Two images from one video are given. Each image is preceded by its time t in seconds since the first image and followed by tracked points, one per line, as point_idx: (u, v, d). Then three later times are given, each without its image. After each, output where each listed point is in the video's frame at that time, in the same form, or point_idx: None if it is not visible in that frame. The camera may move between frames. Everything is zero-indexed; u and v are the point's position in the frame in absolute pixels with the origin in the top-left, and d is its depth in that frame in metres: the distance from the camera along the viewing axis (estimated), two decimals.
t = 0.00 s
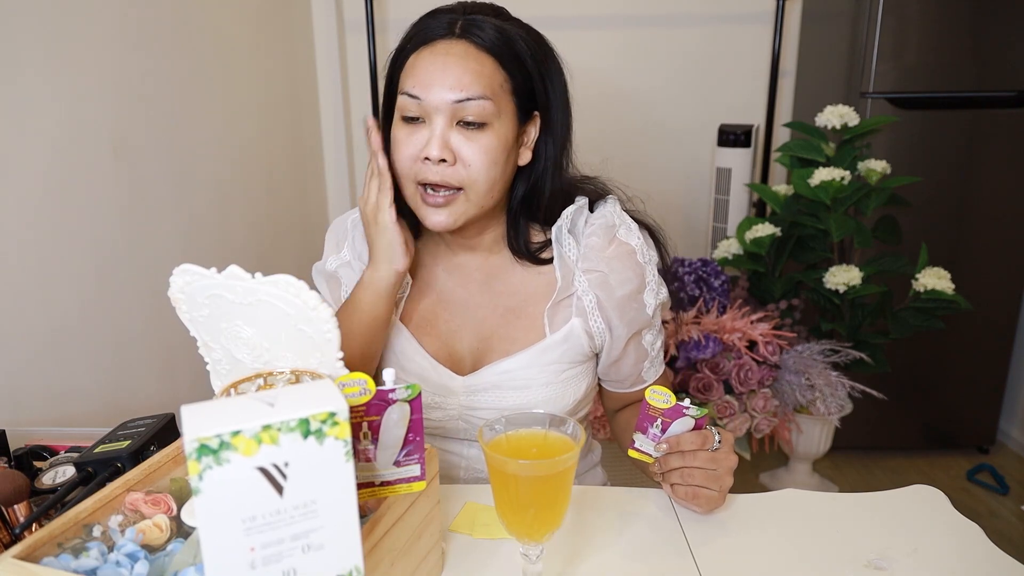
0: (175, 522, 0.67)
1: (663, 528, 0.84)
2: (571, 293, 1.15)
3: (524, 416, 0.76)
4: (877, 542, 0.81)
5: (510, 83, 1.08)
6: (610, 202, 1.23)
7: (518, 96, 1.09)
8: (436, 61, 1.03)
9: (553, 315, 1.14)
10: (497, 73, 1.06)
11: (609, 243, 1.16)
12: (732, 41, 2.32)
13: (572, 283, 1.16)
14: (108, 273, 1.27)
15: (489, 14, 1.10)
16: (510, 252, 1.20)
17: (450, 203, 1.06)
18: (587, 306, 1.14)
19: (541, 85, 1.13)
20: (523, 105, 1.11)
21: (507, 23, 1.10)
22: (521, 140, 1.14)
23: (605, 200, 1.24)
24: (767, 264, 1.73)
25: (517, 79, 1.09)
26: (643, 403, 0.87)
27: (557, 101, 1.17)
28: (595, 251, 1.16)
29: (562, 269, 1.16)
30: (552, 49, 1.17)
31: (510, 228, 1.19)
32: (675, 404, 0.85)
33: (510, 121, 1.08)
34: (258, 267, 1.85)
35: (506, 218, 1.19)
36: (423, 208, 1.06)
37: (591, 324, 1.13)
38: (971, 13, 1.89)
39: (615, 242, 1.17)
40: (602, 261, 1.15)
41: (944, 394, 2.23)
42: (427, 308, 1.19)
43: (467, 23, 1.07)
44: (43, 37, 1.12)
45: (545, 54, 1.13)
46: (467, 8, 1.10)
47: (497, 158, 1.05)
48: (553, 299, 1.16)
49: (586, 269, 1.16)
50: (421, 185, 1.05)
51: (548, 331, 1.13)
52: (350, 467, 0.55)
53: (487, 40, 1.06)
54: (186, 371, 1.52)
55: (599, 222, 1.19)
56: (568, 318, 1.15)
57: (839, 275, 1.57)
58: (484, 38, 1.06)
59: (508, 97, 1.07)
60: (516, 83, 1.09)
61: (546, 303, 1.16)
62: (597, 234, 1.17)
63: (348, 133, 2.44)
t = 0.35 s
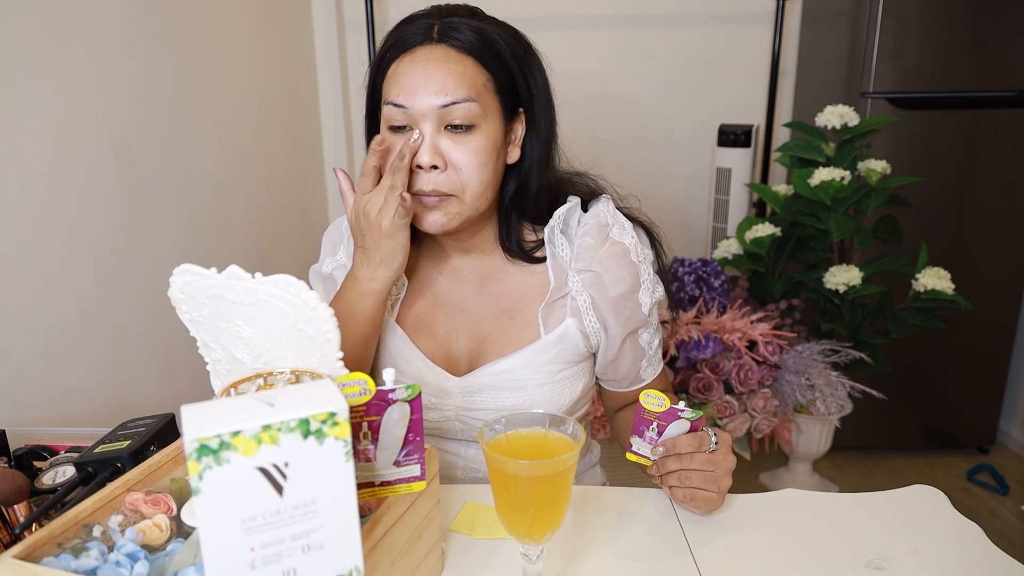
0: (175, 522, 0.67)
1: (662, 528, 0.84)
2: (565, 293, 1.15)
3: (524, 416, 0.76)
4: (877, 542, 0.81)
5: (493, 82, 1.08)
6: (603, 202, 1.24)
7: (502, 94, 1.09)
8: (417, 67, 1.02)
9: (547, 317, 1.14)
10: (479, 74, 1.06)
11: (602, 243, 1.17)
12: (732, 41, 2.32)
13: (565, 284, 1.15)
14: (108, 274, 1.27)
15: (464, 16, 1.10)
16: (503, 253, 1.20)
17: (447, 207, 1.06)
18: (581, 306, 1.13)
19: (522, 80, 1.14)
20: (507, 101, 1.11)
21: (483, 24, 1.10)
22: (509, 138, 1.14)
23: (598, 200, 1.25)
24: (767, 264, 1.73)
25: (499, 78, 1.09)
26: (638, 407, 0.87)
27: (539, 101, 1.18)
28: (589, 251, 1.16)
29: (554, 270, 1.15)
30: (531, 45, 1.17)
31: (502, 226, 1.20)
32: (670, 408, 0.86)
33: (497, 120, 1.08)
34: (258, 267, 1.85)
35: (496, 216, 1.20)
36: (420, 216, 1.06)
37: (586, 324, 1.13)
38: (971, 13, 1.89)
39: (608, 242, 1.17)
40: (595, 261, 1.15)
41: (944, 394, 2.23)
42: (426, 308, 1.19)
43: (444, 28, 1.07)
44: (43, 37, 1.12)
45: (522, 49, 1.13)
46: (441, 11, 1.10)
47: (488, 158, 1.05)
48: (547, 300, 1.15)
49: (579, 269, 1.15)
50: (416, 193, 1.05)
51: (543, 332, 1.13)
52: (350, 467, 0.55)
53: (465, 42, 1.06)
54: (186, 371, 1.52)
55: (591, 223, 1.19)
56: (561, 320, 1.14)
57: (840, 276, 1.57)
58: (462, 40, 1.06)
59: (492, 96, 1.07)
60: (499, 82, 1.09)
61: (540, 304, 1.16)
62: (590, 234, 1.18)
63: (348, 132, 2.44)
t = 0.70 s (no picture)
0: (175, 522, 0.67)
1: (662, 528, 0.84)
2: (560, 293, 1.16)
3: (523, 415, 0.76)
4: (877, 542, 0.81)
5: (493, 85, 1.08)
6: (597, 201, 1.23)
7: (502, 98, 1.10)
8: (419, 72, 1.02)
9: (543, 318, 1.15)
10: (480, 77, 1.06)
11: (597, 242, 1.17)
12: (732, 41, 2.32)
13: (561, 284, 1.17)
14: (108, 274, 1.27)
15: (462, 20, 1.10)
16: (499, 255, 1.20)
17: (451, 210, 1.06)
18: (577, 306, 1.14)
19: (520, 84, 1.13)
20: (506, 105, 1.11)
21: (482, 28, 1.10)
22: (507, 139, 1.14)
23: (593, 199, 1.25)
24: (767, 264, 1.73)
25: (498, 81, 1.09)
26: (634, 408, 0.87)
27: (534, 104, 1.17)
28: (584, 251, 1.16)
29: (549, 270, 1.17)
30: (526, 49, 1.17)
31: (500, 231, 1.20)
32: (666, 408, 0.86)
33: (498, 124, 1.08)
34: (258, 268, 1.85)
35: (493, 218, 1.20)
36: (423, 220, 1.06)
37: (582, 324, 1.13)
38: (971, 13, 1.89)
39: (602, 241, 1.17)
40: (590, 261, 1.15)
41: (944, 393, 2.23)
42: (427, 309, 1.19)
43: (444, 32, 1.07)
44: (43, 37, 1.12)
45: (520, 51, 1.14)
46: (438, 15, 1.10)
47: (490, 160, 1.05)
48: (543, 300, 1.16)
49: (575, 269, 1.16)
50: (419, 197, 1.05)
51: (540, 331, 1.14)
52: (350, 467, 0.55)
53: (465, 46, 1.06)
54: (186, 371, 1.52)
55: (586, 222, 1.19)
56: (559, 319, 1.15)
57: (839, 275, 1.57)
58: (462, 43, 1.06)
59: (493, 99, 1.07)
60: (498, 85, 1.09)
61: (536, 304, 1.17)
62: (585, 234, 1.17)
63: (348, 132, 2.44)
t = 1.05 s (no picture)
0: (175, 522, 0.67)
1: (662, 527, 0.84)
2: (559, 296, 1.15)
3: (522, 416, 0.76)
4: (877, 542, 0.81)
5: (502, 83, 1.08)
6: (593, 202, 1.24)
7: (509, 95, 1.10)
8: (433, 63, 1.03)
9: (543, 321, 1.14)
10: (491, 72, 1.07)
11: (594, 244, 1.17)
12: (732, 41, 2.32)
13: (559, 286, 1.16)
14: (108, 274, 1.27)
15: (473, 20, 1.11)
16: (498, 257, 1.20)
17: (457, 204, 1.05)
18: (576, 308, 1.14)
19: (525, 86, 1.14)
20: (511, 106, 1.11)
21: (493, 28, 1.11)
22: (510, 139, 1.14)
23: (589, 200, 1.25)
24: (767, 264, 1.73)
25: (507, 79, 1.09)
26: (634, 408, 0.87)
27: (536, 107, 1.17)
28: (581, 253, 1.17)
29: (547, 274, 1.16)
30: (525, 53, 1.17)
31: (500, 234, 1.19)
32: (665, 408, 0.86)
33: (507, 119, 1.08)
34: (258, 267, 1.85)
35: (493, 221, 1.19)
36: (430, 214, 1.05)
37: (582, 326, 1.13)
38: (971, 13, 1.89)
39: (599, 242, 1.18)
40: (588, 262, 1.16)
41: (943, 393, 2.23)
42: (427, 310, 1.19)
43: (454, 27, 1.07)
44: (43, 38, 1.12)
45: (523, 53, 1.13)
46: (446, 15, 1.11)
47: (501, 155, 1.05)
48: (542, 304, 1.16)
49: (573, 271, 1.16)
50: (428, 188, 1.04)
51: (540, 335, 1.14)
52: (350, 467, 0.55)
53: (476, 41, 1.06)
54: (186, 370, 1.52)
55: (582, 224, 1.20)
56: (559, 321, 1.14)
57: (840, 275, 1.57)
58: (473, 39, 1.06)
59: (502, 96, 1.08)
60: (507, 83, 1.09)
61: (535, 309, 1.16)
62: (582, 235, 1.18)
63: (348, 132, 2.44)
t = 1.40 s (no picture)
0: (175, 522, 0.67)
1: (662, 527, 0.84)
2: (559, 296, 1.16)
3: (520, 416, 0.76)
4: (877, 542, 0.81)
5: (509, 81, 1.09)
6: (592, 200, 1.24)
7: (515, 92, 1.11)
8: (443, 58, 1.03)
9: (544, 320, 1.15)
10: (500, 70, 1.07)
11: (595, 242, 1.17)
12: (732, 41, 2.32)
13: (559, 285, 1.16)
14: (108, 274, 1.27)
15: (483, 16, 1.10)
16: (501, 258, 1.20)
17: (459, 201, 1.06)
18: (576, 307, 1.14)
19: (531, 85, 1.14)
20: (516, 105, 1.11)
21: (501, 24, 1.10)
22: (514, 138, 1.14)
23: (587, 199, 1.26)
24: (767, 265, 1.73)
25: (514, 78, 1.10)
26: (635, 409, 0.87)
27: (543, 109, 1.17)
28: (582, 251, 1.17)
29: (547, 272, 1.16)
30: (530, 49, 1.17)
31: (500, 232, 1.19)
32: (666, 409, 0.86)
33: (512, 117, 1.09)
34: (258, 267, 1.85)
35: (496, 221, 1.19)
36: (431, 209, 1.06)
37: (582, 325, 1.14)
38: (971, 13, 1.89)
39: (600, 241, 1.17)
40: (589, 261, 1.16)
41: (944, 393, 2.23)
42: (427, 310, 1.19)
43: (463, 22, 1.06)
44: (43, 37, 1.12)
45: (529, 52, 1.13)
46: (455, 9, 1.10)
47: (506, 153, 1.06)
48: (543, 303, 1.16)
49: (574, 269, 1.16)
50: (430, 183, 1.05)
51: (540, 335, 1.14)
52: (350, 467, 0.55)
53: (485, 39, 1.06)
54: (186, 370, 1.52)
55: (583, 222, 1.19)
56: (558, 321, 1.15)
57: (839, 276, 1.57)
58: (482, 36, 1.05)
59: (509, 94, 1.08)
60: (513, 81, 1.10)
61: (535, 308, 1.17)
62: (582, 233, 1.18)
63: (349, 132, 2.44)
